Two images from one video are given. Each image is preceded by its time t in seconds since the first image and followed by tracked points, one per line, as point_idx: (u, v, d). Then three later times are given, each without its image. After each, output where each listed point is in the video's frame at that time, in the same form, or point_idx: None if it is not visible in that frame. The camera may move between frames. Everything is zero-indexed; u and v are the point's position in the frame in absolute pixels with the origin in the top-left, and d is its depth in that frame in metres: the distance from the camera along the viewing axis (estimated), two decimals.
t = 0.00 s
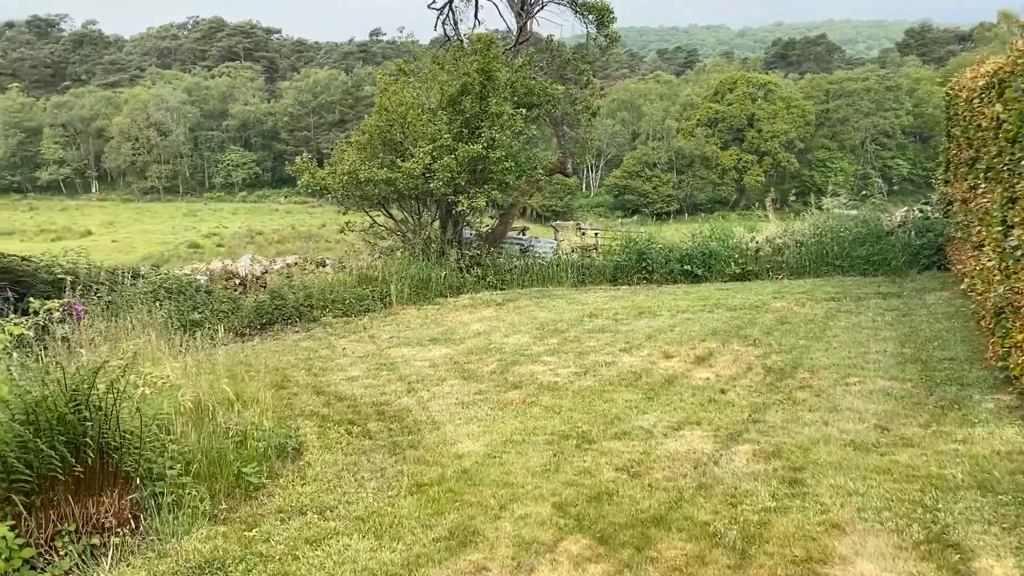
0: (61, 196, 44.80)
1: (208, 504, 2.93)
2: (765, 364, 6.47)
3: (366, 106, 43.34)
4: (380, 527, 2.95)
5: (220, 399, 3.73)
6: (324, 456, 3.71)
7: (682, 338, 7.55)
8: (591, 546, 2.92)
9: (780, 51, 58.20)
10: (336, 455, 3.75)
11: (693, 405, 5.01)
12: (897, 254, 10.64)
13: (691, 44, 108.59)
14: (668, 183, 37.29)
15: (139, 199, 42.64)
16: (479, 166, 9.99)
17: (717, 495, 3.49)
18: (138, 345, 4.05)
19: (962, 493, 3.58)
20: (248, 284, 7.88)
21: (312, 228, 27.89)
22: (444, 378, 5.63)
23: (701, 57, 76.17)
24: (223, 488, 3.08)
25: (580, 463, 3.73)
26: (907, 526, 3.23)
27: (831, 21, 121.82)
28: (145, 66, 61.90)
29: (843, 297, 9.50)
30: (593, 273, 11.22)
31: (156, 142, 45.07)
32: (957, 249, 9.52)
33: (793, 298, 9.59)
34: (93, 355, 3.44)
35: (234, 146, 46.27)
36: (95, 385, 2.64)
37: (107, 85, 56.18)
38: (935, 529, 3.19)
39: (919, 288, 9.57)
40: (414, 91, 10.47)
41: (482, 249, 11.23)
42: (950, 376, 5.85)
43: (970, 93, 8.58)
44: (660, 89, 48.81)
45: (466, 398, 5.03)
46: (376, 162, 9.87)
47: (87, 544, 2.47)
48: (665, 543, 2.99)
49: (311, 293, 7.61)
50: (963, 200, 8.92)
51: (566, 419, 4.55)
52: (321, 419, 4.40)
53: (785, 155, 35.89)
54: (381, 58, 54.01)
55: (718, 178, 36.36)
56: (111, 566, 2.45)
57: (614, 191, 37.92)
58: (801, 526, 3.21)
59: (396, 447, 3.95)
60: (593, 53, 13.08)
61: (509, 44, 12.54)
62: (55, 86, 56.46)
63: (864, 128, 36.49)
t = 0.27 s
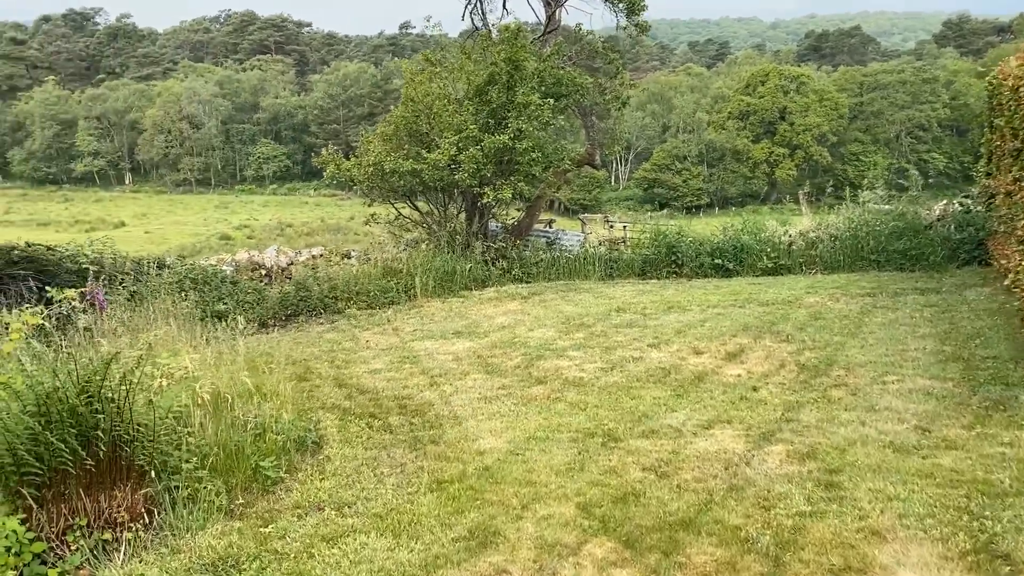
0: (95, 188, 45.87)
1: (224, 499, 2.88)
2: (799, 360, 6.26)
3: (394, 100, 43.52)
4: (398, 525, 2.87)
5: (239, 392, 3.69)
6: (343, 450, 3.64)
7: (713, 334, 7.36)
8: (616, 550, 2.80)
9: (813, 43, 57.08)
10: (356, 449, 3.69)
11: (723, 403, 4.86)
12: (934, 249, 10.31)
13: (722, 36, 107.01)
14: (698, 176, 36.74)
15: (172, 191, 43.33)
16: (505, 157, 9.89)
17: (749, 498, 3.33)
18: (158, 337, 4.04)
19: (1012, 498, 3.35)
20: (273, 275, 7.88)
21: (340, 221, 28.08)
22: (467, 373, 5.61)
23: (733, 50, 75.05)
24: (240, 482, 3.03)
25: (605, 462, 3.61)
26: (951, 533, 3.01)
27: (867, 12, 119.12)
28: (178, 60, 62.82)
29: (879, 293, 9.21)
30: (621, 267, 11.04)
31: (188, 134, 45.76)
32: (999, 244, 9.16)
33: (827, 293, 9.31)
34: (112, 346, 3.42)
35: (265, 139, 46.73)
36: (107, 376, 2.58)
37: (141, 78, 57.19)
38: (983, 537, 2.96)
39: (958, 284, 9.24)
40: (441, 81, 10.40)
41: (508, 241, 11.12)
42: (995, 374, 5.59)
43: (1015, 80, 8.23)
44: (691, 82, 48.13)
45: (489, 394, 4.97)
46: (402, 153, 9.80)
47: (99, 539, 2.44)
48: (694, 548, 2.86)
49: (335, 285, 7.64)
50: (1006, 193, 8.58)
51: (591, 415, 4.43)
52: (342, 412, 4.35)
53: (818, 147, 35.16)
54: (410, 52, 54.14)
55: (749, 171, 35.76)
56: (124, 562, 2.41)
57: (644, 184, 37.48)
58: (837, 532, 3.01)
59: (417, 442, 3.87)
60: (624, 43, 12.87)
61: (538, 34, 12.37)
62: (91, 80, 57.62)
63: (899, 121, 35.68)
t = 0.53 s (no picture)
0: (131, 178, 46.75)
1: (237, 498, 2.81)
2: (838, 360, 6.02)
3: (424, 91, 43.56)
4: (415, 530, 2.76)
5: (257, 387, 3.61)
6: (362, 449, 3.54)
7: (746, 331, 7.13)
8: (643, 563, 2.65)
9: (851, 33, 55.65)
10: (375, 448, 3.59)
11: (757, 404, 4.66)
12: (980, 245, 9.89)
13: (757, 27, 105.07)
14: (732, 168, 36.06)
15: (206, 181, 43.98)
16: (533, 148, 9.73)
17: (783, 507, 3.13)
18: (177, 331, 3.99)
19: None
20: (299, 267, 7.90)
21: (370, 212, 28.19)
22: (492, 369, 5.53)
23: (769, 40, 73.66)
24: (255, 481, 2.96)
25: (632, 466, 3.45)
26: (1007, 553, 2.76)
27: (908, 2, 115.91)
28: (212, 52, 63.68)
29: (920, 289, 8.87)
30: (652, 261, 10.82)
31: (222, 125, 46.35)
32: None
33: (865, 290, 8.98)
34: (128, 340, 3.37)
35: (298, 130, 47.11)
36: (116, 371, 2.51)
37: (177, 70, 58.11)
38: None
39: (1005, 281, 8.83)
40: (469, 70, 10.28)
41: (537, 234, 10.98)
42: None
43: None
44: (725, 73, 47.29)
45: (514, 392, 4.85)
46: (429, 143, 9.69)
47: (107, 540, 2.37)
48: (726, 563, 2.68)
49: (361, 277, 7.68)
50: None
51: (618, 416, 4.28)
52: (363, 409, 4.27)
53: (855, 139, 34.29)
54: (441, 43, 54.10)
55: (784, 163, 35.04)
56: (131, 566, 2.35)
57: (676, 176, 36.91)
58: (879, 548, 2.81)
59: (438, 441, 3.76)
60: (657, 32, 12.58)
61: (569, 22, 12.13)
62: (128, 72, 58.71)
63: (939, 113, 34.66)
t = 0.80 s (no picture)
0: (156, 170, 47.29)
1: (243, 504, 2.75)
2: (865, 363, 5.84)
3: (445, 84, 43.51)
4: (424, 540, 2.68)
5: (267, 388, 3.55)
6: (374, 452, 3.48)
7: (770, 332, 6.97)
8: None
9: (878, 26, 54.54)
10: (387, 450, 3.52)
11: (781, 410, 4.51)
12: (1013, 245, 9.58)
13: (783, 19, 103.54)
14: (756, 163, 35.58)
15: (229, 173, 44.34)
16: (553, 142, 9.60)
17: (807, 522, 2.99)
18: (187, 330, 3.96)
19: None
20: (316, 263, 7.91)
21: (390, 206, 28.25)
22: (509, 369, 5.46)
23: (794, 33, 72.54)
24: (262, 485, 2.90)
25: (650, 475, 3.34)
26: None
27: None
28: (236, 44, 64.19)
29: (950, 289, 8.62)
30: (673, 258, 10.65)
31: (245, 117, 46.70)
32: None
33: (893, 290, 8.75)
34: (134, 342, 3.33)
35: (320, 122, 47.33)
36: (118, 374, 2.45)
37: (201, 62, 58.67)
38: None
39: None
40: (488, 63, 10.18)
41: (556, 230, 10.87)
42: None
43: None
44: (750, 67, 46.67)
45: (530, 393, 4.76)
46: (448, 138, 9.61)
47: (107, 547, 2.32)
48: None
49: (378, 273, 7.79)
50: None
51: (637, 421, 4.16)
52: (376, 410, 4.21)
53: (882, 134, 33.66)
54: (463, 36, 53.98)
55: (809, 158, 34.49)
56: (132, 574, 2.29)
57: (699, 171, 36.49)
58: (910, 567, 2.65)
59: (452, 445, 3.68)
60: (680, 25, 12.38)
61: (591, 15, 11.94)
62: (153, 64, 59.37)
63: (968, 108, 33.91)
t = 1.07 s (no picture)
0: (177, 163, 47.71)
1: (244, 506, 2.68)
2: (891, 365, 5.65)
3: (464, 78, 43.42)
4: (429, 548, 2.58)
5: (271, 388, 3.49)
6: (382, 453, 3.39)
7: (792, 331, 6.79)
8: None
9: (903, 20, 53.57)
10: (395, 452, 3.44)
11: (803, 413, 4.36)
12: None
13: (806, 13, 102.08)
14: (777, 159, 35.08)
15: (249, 166, 44.59)
16: (571, 136, 9.47)
17: (830, 534, 2.84)
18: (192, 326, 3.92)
19: None
20: (329, 257, 7.90)
21: (408, 200, 28.24)
22: (522, 368, 5.35)
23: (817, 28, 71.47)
24: (265, 487, 2.84)
25: (666, 481, 3.21)
26: None
27: None
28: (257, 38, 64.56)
29: (978, 288, 8.37)
30: (692, 254, 10.47)
31: (266, 110, 46.93)
32: None
33: (919, 289, 8.52)
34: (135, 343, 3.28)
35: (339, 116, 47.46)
36: (112, 373, 2.39)
37: (222, 55, 59.09)
38: None
39: None
40: (506, 55, 10.07)
41: (573, 225, 10.74)
42: None
43: None
44: (773, 61, 46.03)
45: (544, 393, 4.65)
46: (464, 131, 9.50)
47: (101, 551, 2.26)
48: None
49: (391, 269, 7.90)
50: None
51: (652, 423, 4.04)
52: (386, 409, 4.13)
53: (906, 129, 33.07)
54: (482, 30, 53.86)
55: (832, 154, 33.97)
56: None
57: (720, 166, 36.03)
58: None
59: (462, 447, 3.58)
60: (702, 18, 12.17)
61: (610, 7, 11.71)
62: (176, 58, 59.90)
63: (996, 102, 33.19)
